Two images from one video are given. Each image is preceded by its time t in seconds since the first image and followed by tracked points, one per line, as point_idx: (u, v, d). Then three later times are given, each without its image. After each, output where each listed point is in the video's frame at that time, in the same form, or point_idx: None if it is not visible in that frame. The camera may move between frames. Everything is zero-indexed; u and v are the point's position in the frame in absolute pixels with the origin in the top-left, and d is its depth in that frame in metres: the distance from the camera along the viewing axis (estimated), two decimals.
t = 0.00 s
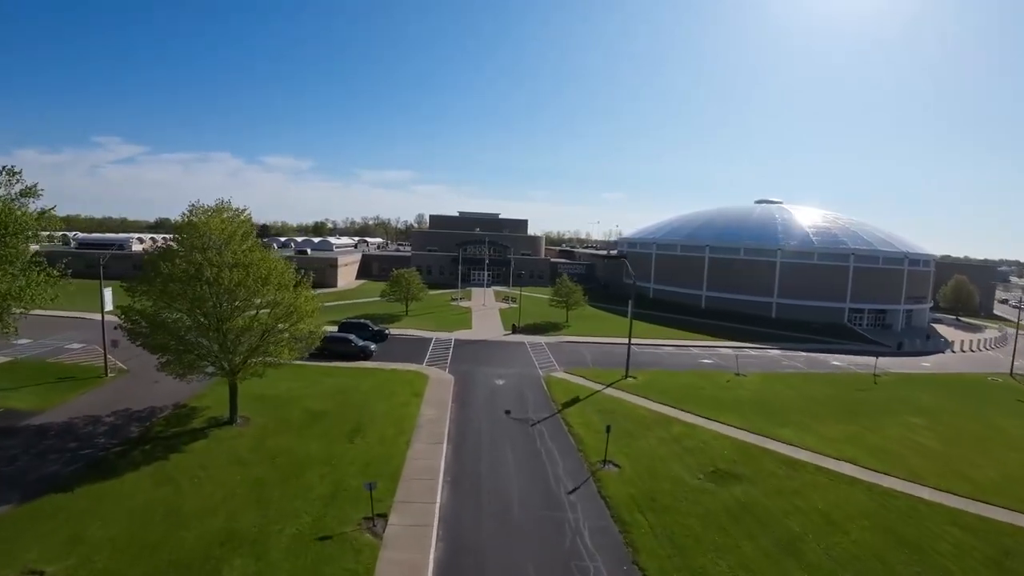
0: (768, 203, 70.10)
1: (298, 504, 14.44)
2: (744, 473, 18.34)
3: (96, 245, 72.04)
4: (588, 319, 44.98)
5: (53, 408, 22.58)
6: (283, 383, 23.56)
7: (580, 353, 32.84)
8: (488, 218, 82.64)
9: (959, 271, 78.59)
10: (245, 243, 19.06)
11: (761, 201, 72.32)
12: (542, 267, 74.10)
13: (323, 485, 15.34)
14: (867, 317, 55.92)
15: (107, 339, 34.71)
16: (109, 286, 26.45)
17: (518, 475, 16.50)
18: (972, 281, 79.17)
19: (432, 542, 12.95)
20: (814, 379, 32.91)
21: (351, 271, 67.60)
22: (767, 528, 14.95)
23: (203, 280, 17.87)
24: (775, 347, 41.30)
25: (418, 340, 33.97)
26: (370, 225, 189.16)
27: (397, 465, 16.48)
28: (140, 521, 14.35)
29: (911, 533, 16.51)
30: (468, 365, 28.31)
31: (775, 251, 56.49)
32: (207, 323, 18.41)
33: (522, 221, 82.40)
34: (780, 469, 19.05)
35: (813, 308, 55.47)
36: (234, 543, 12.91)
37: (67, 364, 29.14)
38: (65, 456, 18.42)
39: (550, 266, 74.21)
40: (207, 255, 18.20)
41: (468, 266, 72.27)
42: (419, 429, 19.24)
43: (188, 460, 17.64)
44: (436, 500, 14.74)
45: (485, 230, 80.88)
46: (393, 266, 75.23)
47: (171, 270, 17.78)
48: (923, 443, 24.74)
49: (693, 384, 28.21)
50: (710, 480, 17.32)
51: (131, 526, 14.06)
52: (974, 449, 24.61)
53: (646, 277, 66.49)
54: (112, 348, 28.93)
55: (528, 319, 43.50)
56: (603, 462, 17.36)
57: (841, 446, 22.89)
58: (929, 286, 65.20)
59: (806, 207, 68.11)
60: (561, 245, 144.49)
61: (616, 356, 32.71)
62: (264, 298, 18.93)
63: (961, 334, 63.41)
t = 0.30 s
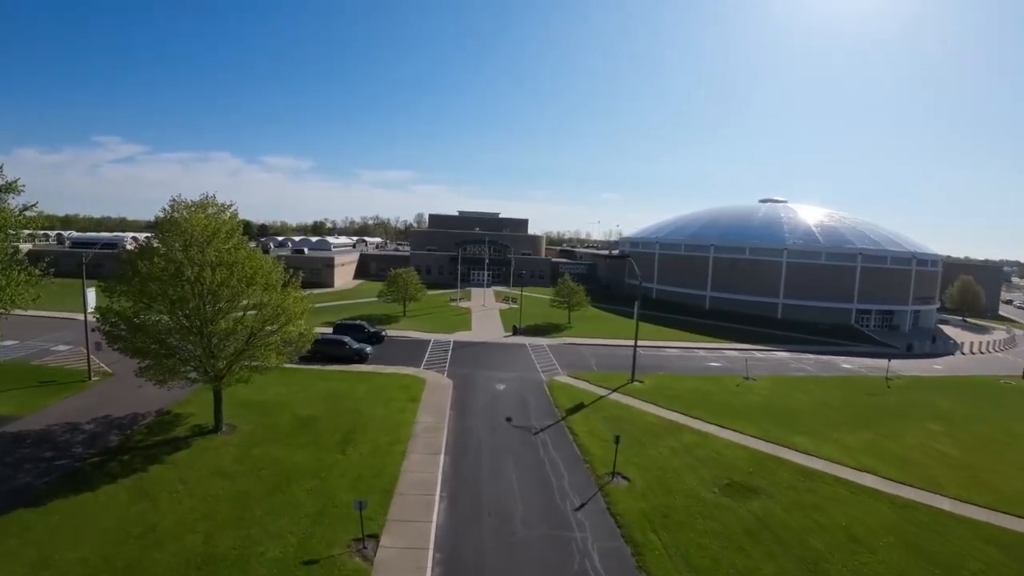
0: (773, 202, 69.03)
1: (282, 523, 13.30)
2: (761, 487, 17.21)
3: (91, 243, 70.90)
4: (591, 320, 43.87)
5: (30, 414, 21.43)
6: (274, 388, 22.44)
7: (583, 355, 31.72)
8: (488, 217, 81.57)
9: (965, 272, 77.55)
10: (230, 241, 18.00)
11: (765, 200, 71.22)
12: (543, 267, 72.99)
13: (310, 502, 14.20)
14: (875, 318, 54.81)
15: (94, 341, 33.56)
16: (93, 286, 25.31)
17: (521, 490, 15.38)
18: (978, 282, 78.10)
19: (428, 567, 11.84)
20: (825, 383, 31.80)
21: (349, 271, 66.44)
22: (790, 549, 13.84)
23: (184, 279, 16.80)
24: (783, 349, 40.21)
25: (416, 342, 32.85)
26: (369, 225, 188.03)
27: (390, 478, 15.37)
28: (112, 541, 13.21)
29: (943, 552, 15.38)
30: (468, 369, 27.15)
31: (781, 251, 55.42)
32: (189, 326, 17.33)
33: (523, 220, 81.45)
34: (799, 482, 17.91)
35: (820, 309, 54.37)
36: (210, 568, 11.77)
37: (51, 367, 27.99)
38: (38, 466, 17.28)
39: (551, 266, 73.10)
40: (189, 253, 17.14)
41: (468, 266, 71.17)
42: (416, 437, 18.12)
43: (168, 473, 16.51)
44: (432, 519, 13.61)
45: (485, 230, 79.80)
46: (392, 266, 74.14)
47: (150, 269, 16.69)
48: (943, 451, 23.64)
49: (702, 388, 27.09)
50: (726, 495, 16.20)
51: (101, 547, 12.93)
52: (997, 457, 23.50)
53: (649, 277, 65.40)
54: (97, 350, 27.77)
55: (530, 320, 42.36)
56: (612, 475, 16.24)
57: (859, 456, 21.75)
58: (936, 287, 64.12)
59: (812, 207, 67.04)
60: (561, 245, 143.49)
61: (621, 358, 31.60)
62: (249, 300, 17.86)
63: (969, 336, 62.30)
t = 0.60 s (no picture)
0: (777, 200, 67.96)
1: (265, 544, 12.28)
2: (778, 500, 16.19)
3: (84, 242, 69.81)
4: (594, 320, 42.85)
5: (7, 421, 20.35)
6: (263, 393, 21.40)
7: (586, 357, 30.73)
8: (488, 216, 80.52)
9: (971, 271, 76.60)
10: (212, 239, 16.98)
11: (769, 198, 70.08)
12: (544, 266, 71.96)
13: (297, 520, 13.18)
14: (881, 319, 53.78)
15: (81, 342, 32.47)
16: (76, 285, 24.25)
17: (524, 505, 14.37)
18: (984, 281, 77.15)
19: None
20: (836, 386, 30.80)
21: (347, 270, 65.39)
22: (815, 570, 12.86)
23: (163, 279, 15.75)
24: (791, 351, 39.22)
25: (414, 343, 31.86)
26: (369, 223, 187.12)
27: (383, 492, 14.35)
28: (82, 563, 12.18)
29: (975, 570, 14.37)
30: (467, 371, 26.11)
31: (786, 250, 54.40)
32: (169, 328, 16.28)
33: (523, 219, 80.47)
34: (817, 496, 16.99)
35: (826, 309, 53.35)
36: None
37: (33, 369, 26.89)
38: (9, 477, 16.23)
39: (552, 265, 72.07)
40: (169, 252, 16.15)
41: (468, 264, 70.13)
42: (411, 447, 17.09)
43: (147, 486, 15.49)
44: (428, 538, 12.60)
45: (485, 228, 78.78)
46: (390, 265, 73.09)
47: (127, 268, 15.69)
48: (962, 458, 22.67)
49: (710, 392, 26.09)
50: (743, 510, 15.19)
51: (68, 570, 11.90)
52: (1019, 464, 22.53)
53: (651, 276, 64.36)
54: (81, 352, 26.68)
55: (531, 320, 41.31)
56: (620, 489, 15.24)
57: (878, 465, 20.74)
58: (943, 286, 63.08)
59: (817, 205, 65.93)
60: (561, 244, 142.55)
61: (626, 360, 30.60)
62: (233, 301, 16.81)
63: (976, 337, 61.36)
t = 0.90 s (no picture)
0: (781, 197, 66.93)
1: (247, 568, 11.24)
2: (798, 514, 15.19)
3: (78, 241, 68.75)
4: (596, 320, 41.80)
5: None
6: (252, 399, 20.35)
7: (590, 359, 29.70)
8: (488, 214, 79.49)
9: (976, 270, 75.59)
10: (194, 236, 15.91)
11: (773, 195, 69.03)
12: (544, 264, 70.90)
13: (282, 540, 12.14)
14: (889, 318, 52.74)
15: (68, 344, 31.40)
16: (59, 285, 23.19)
17: (529, 522, 13.33)
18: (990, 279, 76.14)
19: None
20: (848, 389, 29.80)
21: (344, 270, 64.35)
22: None
23: (139, 279, 14.68)
24: (799, 351, 38.21)
25: (412, 345, 30.83)
26: (367, 222, 186.04)
27: (376, 508, 13.32)
28: None
29: None
30: (466, 374, 25.05)
31: (792, 248, 53.39)
32: (147, 332, 15.21)
33: (523, 217, 79.46)
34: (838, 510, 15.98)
35: (832, 308, 52.32)
36: None
37: (15, 373, 25.80)
38: None
39: (552, 264, 71.02)
40: (146, 250, 15.08)
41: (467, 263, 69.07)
42: (407, 456, 16.07)
43: (124, 501, 14.43)
44: (425, 561, 11.58)
45: (485, 227, 77.74)
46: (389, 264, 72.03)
47: (101, 267, 14.63)
48: (984, 464, 21.68)
49: (720, 395, 25.07)
50: (763, 526, 14.19)
51: None
52: None
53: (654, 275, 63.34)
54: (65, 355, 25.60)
55: (532, 321, 40.27)
56: (631, 504, 14.23)
57: (898, 472, 19.73)
58: (950, 285, 62.03)
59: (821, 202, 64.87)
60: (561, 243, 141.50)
61: (631, 362, 29.58)
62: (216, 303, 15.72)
63: (984, 336, 60.32)
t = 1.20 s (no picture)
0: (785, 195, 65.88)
1: None
2: (822, 531, 14.20)
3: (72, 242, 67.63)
4: (600, 321, 40.72)
5: None
6: (240, 406, 19.32)
7: (594, 362, 28.69)
8: (488, 213, 78.44)
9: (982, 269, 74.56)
10: (172, 234, 14.91)
11: (777, 193, 67.96)
12: (545, 264, 69.85)
13: (266, 565, 11.14)
14: (896, 318, 51.69)
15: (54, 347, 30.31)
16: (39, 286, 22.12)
17: (535, 541, 12.34)
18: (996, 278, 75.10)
19: None
20: (861, 392, 28.80)
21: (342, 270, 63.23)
22: None
23: (111, 279, 13.65)
24: (808, 353, 37.17)
25: (410, 347, 29.80)
26: (366, 222, 184.98)
27: (368, 529, 12.29)
28: None
29: None
30: (466, 379, 24.01)
31: (798, 247, 52.37)
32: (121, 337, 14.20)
33: (523, 216, 78.40)
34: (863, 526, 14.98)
35: (839, 308, 51.29)
36: None
37: None
38: None
39: (553, 263, 69.95)
40: (120, 249, 14.09)
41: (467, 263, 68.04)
42: (403, 469, 15.04)
43: (98, 519, 13.40)
44: None
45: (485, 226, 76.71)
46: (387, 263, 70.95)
47: (71, 267, 13.61)
48: (1009, 472, 20.65)
49: (730, 400, 24.04)
50: (786, 545, 13.21)
51: None
52: None
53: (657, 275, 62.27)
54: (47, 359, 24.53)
55: (533, 321, 39.22)
56: (644, 522, 13.22)
57: (922, 481, 18.74)
58: (957, 284, 60.97)
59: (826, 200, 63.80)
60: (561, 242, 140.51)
61: (637, 365, 28.54)
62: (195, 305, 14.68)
63: (993, 336, 59.28)
